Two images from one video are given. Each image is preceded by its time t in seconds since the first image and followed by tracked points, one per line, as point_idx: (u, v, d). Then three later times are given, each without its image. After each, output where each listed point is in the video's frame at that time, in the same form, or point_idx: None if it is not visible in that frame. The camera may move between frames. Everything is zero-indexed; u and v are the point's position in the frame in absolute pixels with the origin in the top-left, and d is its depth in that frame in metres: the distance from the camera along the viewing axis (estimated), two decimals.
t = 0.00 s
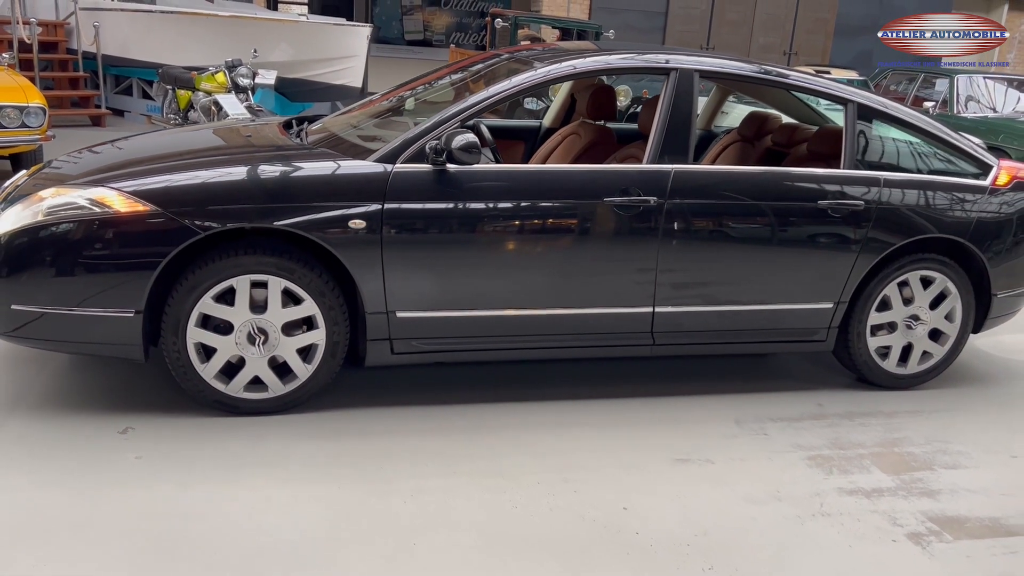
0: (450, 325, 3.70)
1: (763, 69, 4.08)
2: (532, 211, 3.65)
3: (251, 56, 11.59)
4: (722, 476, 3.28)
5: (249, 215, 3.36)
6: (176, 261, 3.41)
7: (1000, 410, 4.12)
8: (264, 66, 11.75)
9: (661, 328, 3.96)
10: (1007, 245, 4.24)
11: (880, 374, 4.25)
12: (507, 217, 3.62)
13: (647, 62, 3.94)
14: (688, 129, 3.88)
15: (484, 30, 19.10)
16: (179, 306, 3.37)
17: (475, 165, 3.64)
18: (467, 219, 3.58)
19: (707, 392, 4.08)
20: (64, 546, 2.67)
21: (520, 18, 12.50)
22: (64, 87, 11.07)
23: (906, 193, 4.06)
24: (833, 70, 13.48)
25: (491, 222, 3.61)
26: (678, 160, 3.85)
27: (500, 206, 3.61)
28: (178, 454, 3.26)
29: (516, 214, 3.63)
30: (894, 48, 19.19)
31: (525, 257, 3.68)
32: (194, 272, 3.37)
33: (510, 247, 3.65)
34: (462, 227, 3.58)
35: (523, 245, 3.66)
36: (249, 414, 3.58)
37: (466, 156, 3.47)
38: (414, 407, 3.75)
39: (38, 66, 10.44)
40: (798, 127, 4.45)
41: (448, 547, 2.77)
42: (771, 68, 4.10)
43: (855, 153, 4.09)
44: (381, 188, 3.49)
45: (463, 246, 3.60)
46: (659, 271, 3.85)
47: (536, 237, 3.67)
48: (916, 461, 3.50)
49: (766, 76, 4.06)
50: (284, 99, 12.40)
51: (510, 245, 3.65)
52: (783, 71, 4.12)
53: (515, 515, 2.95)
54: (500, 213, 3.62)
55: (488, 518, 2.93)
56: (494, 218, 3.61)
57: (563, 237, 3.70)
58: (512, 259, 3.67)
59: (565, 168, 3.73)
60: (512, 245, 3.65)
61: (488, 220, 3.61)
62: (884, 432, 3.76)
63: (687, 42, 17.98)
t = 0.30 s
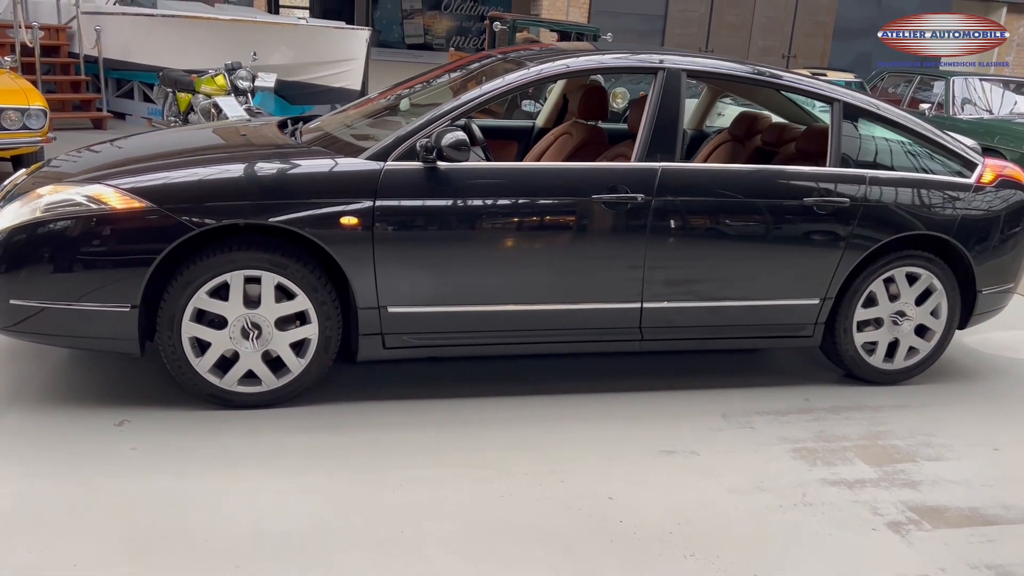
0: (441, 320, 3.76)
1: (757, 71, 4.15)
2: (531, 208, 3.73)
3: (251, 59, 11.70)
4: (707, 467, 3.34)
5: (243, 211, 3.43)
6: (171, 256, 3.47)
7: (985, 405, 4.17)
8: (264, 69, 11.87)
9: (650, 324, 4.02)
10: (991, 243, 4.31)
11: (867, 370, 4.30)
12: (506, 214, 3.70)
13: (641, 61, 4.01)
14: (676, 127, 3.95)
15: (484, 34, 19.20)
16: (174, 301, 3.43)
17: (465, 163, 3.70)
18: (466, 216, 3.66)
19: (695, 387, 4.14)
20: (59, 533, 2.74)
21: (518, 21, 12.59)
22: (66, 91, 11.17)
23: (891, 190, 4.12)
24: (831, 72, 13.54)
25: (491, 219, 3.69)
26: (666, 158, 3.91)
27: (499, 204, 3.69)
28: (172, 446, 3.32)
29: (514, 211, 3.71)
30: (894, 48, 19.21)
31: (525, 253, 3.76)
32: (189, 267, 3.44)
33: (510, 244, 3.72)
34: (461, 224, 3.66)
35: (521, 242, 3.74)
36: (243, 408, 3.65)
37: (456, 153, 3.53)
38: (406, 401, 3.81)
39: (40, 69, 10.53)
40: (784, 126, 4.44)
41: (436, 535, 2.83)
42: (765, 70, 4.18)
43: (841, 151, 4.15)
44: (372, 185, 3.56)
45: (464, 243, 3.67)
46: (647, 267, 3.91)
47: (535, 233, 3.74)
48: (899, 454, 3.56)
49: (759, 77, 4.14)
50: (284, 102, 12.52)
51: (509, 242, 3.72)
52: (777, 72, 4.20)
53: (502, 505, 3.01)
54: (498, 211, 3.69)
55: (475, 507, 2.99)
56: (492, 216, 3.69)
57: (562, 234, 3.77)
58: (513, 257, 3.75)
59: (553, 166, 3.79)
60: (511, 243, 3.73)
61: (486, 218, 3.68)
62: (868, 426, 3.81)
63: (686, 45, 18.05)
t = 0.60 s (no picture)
0: (430, 316, 3.83)
1: (749, 74, 4.24)
2: (528, 206, 3.82)
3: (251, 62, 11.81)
4: (687, 459, 3.41)
5: (236, 209, 3.51)
6: (165, 253, 3.56)
7: (965, 401, 4.24)
8: (264, 72, 11.98)
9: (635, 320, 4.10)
10: (972, 241, 4.38)
11: (850, 366, 4.37)
12: (505, 212, 3.79)
13: (634, 63, 4.09)
14: (661, 127, 4.03)
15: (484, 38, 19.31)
16: (168, 297, 3.52)
17: (453, 162, 3.79)
18: (465, 214, 3.75)
19: (680, 382, 4.21)
20: (54, 520, 2.82)
21: (516, 24, 12.70)
22: (68, 94, 11.28)
23: (871, 189, 4.20)
24: (827, 74, 13.61)
25: (489, 217, 3.78)
26: (650, 157, 4.00)
27: (496, 202, 3.78)
28: (166, 438, 3.40)
29: (514, 209, 3.80)
30: (895, 48, 19.26)
31: (523, 251, 3.85)
32: (182, 264, 3.52)
33: (508, 242, 3.82)
34: (460, 222, 3.75)
35: (519, 240, 3.83)
36: (236, 402, 3.73)
37: (443, 152, 3.63)
38: (394, 396, 3.89)
39: (43, 72, 10.64)
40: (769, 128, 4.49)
41: (420, 522, 2.91)
42: (757, 73, 4.27)
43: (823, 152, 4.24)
44: (361, 183, 3.64)
45: (465, 242, 3.77)
46: (631, 264, 3.99)
47: (532, 231, 3.84)
48: (878, 447, 3.63)
49: (751, 80, 4.22)
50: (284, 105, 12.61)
51: (506, 240, 3.81)
52: (769, 75, 4.29)
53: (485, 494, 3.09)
54: (496, 209, 3.79)
55: (459, 496, 3.07)
56: (490, 214, 3.78)
57: (559, 232, 3.86)
58: (511, 254, 3.84)
59: (539, 165, 3.87)
60: (508, 241, 3.82)
61: (485, 215, 3.77)
62: (849, 420, 3.89)
63: (685, 47, 18.14)
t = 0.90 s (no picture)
0: (424, 316, 3.91)
1: (745, 79, 4.32)
2: (531, 208, 3.90)
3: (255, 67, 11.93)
4: (676, 456, 3.48)
5: (235, 211, 3.60)
6: (165, 254, 3.64)
7: (953, 400, 4.30)
8: (268, 76, 12.09)
9: (627, 320, 4.17)
10: (961, 243, 4.43)
11: (840, 365, 4.43)
12: (507, 213, 3.87)
13: (632, 68, 4.17)
14: (653, 130, 4.10)
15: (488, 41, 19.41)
16: (168, 297, 3.60)
17: (448, 165, 3.86)
18: (468, 215, 3.83)
19: (672, 381, 4.28)
20: (56, 513, 2.90)
21: (518, 28, 12.80)
22: (75, 98, 11.41)
23: (860, 191, 4.26)
24: (828, 78, 13.66)
25: (492, 218, 3.86)
26: (641, 159, 4.07)
27: (500, 203, 3.86)
28: (166, 434, 3.48)
29: (516, 211, 3.88)
30: (895, 47, 19.30)
31: (527, 252, 3.93)
32: (182, 264, 3.61)
33: (510, 243, 3.90)
34: (463, 223, 3.83)
35: (522, 241, 3.91)
36: (234, 400, 3.81)
37: (435, 155, 3.71)
38: (390, 394, 3.96)
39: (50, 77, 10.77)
40: (761, 130, 4.55)
41: (411, 516, 2.98)
42: (754, 78, 4.35)
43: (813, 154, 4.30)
44: (357, 186, 3.72)
45: (468, 241, 3.85)
46: (623, 265, 4.05)
47: (535, 233, 3.92)
48: (864, 444, 3.69)
49: (748, 85, 4.30)
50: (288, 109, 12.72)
51: (509, 240, 3.89)
52: (765, 81, 4.37)
53: (476, 489, 3.16)
54: (500, 210, 3.87)
55: (450, 491, 3.14)
56: (494, 215, 3.86)
57: (562, 234, 3.95)
58: (513, 255, 3.92)
59: (532, 167, 3.94)
60: (511, 241, 3.90)
61: (488, 217, 3.86)
62: (837, 419, 3.94)
63: (688, 51, 18.20)
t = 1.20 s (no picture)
0: (423, 316, 3.97)
1: (746, 84, 4.36)
2: (536, 210, 3.96)
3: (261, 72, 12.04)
4: (671, 454, 3.53)
5: (238, 213, 3.67)
6: (169, 256, 3.71)
7: (948, 401, 4.33)
8: (274, 81, 12.20)
9: (625, 321, 4.22)
10: (957, 245, 4.47)
11: (837, 366, 4.47)
12: (512, 215, 3.94)
13: (634, 73, 4.22)
14: (649, 133, 4.16)
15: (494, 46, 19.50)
16: (172, 298, 3.68)
17: (447, 167, 3.93)
18: (473, 218, 3.90)
19: (669, 381, 4.33)
20: (61, 507, 2.97)
21: (523, 33, 12.88)
22: (85, 103, 11.55)
23: (855, 194, 4.30)
24: (831, 81, 13.69)
25: (497, 220, 3.93)
26: (638, 163, 4.12)
27: (505, 206, 3.93)
28: (170, 432, 3.55)
29: (521, 213, 3.95)
30: (895, 47, 19.37)
31: (532, 254, 3.99)
32: (186, 265, 3.68)
33: (515, 245, 3.96)
34: (468, 226, 3.90)
35: (527, 242, 3.98)
36: (237, 399, 3.88)
37: (434, 158, 3.77)
38: (390, 393, 4.03)
39: (59, 82, 10.90)
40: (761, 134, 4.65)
41: (409, 512, 3.04)
42: (754, 83, 4.38)
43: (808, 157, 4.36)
44: (357, 189, 3.79)
45: (477, 245, 3.93)
46: (620, 266, 4.11)
47: (539, 234, 3.98)
48: (858, 444, 3.73)
49: (749, 91, 4.34)
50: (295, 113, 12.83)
51: (513, 242, 3.96)
52: (765, 85, 4.40)
53: (473, 486, 3.22)
54: (504, 213, 3.93)
55: (447, 488, 3.20)
56: (498, 217, 3.93)
57: (566, 236, 4.01)
58: (518, 257, 3.98)
59: (530, 171, 4.00)
60: (516, 243, 3.96)
61: (493, 219, 3.92)
62: (832, 419, 3.99)
63: (692, 55, 18.27)
